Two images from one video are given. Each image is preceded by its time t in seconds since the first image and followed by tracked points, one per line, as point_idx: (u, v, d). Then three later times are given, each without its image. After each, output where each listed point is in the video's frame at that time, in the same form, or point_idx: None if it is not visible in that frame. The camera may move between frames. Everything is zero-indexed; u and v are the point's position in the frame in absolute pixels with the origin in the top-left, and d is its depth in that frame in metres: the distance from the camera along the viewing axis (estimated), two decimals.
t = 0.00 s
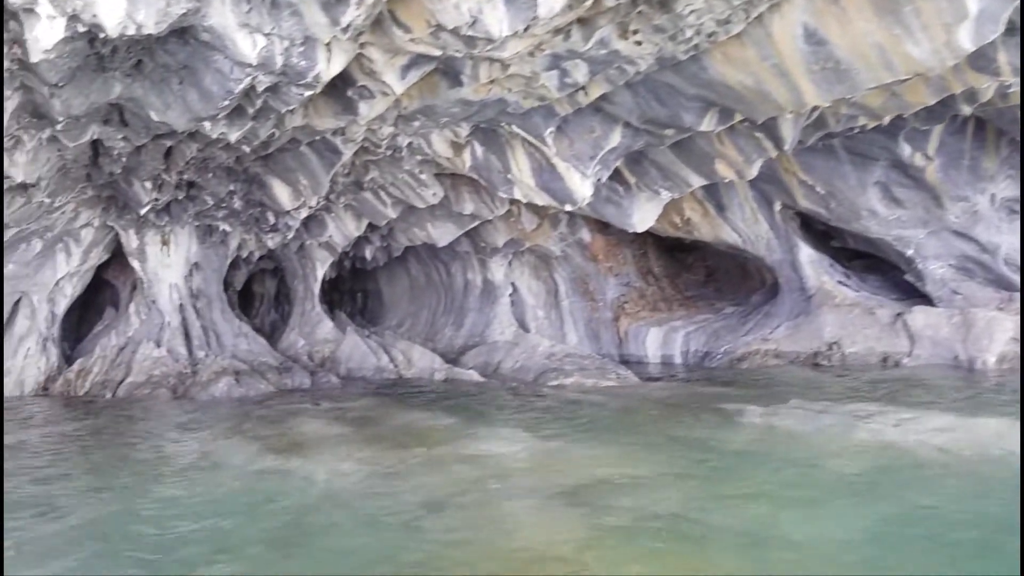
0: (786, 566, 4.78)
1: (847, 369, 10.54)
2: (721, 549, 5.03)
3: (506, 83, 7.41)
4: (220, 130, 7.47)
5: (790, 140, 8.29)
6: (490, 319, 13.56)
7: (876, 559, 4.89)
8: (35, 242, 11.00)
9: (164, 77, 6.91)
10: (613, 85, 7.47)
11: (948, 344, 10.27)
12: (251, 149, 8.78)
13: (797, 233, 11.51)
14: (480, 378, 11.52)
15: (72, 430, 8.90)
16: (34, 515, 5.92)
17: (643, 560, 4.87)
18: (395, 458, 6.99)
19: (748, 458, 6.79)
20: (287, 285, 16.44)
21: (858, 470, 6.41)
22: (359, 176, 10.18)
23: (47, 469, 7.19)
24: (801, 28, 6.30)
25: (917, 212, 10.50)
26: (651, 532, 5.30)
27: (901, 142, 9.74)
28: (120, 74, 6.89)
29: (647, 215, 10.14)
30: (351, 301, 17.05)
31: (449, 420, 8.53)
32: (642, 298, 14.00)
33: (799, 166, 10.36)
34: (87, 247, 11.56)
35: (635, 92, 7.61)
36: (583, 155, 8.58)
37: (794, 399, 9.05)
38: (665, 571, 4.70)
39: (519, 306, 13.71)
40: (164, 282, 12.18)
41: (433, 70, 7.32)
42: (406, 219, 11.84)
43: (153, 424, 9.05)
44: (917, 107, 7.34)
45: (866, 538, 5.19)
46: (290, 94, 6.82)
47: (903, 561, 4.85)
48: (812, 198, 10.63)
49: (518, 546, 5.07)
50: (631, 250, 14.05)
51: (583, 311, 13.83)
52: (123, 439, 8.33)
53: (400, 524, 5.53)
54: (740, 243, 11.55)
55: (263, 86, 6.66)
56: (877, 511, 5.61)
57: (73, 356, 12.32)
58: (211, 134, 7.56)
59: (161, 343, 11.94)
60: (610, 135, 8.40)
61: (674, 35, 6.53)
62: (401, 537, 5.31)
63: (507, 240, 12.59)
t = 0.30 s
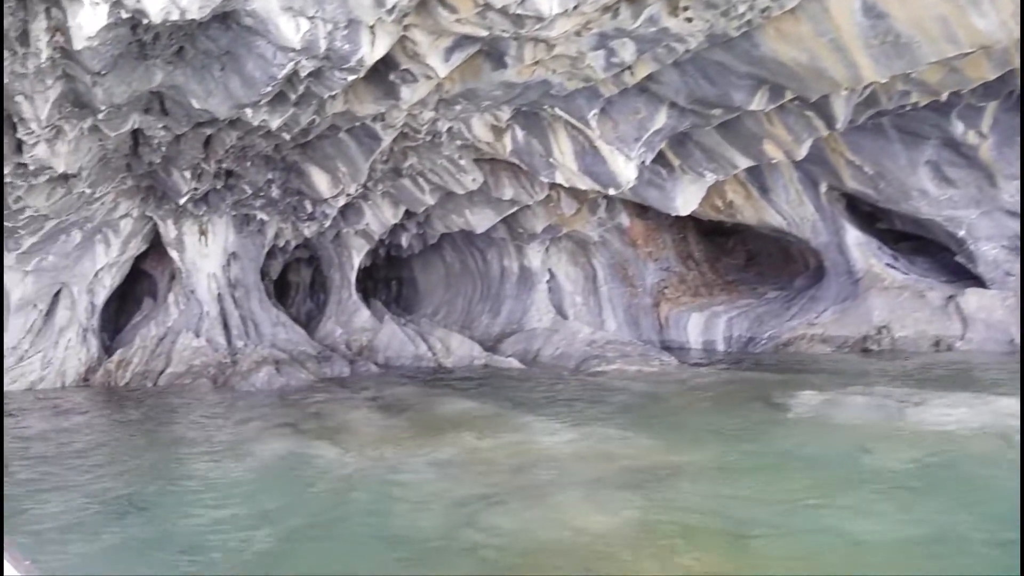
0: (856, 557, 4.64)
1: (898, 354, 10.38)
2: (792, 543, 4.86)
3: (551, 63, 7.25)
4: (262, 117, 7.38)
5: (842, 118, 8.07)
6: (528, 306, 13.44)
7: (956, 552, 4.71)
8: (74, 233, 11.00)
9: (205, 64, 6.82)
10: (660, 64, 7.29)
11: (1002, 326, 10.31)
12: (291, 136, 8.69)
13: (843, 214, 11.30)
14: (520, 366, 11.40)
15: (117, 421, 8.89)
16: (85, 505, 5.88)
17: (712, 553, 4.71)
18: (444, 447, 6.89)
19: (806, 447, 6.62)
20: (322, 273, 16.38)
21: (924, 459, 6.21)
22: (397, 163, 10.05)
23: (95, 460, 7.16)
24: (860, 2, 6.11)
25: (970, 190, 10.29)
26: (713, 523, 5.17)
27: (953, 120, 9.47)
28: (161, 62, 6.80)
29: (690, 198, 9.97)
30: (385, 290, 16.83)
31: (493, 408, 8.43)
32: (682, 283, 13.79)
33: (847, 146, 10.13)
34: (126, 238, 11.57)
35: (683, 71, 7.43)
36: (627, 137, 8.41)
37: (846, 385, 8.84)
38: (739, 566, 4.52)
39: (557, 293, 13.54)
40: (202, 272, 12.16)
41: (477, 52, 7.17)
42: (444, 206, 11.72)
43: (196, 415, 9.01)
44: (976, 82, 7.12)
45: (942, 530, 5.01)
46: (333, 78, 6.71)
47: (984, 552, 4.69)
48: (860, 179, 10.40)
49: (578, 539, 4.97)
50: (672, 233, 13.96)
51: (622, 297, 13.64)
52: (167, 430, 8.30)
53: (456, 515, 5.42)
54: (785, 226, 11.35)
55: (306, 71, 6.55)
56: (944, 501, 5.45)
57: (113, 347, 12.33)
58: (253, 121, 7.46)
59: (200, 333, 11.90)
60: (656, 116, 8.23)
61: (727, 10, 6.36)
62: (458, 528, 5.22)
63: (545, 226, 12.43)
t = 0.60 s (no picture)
0: (898, 563, 4.50)
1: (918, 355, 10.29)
2: (829, 546, 4.73)
3: (575, 54, 7.10)
4: (279, 105, 7.23)
5: (869, 113, 7.92)
6: (539, 302, 13.21)
7: (998, 557, 4.59)
8: (83, 223, 10.84)
9: (223, 50, 6.68)
10: (687, 55, 7.16)
11: None
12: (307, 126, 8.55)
13: (862, 212, 11.18)
14: (532, 362, 11.26)
15: (126, 413, 8.75)
16: (98, 497, 5.76)
17: (748, 556, 4.58)
18: (464, 445, 6.76)
19: (835, 450, 6.46)
20: (331, 267, 16.23)
21: (960, 465, 6.06)
22: (412, 155, 9.91)
23: (105, 452, 7.03)
24: None
25: (993, 189, 10.11)
26: (745, 525, 5.05)
27: (978, 117, 9.40)
28: (178, 48, 6.66)
29: (709, 193, 9.93)
30: (392, 283, 16.72)
31: (509, 405, 8.30)
32: (696, 280, 13.65)
33: (869, 142, 10.02)
34: (135, 228, 11.43)
35: (709, 63, 7.29)
36: (650, 130, 8.29)
37: (870, 386, 8.68)
38: (775, 569, 4.40)
39: (568, 289, 13.39)
40: (211, 263, 11.98)
41: (499, 41, 7.02)
42: (457, 199, 11.58)
43: (207, 408, 8.86)
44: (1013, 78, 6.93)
45: (984, 536, 4.87)
46: (354, 66, 6.56)
47: None
48: (881, 176, 10.27)
49: (607, 539, 4.85)
50: (685, 231, 13.78)
51: (635, 293, 13.53)
52: (177, 422, 8.17)
53: (481, 514, 5.29)
54: (805, 224, 11.21)
55: (327, 58, 6.41)
56: (981, 506, 5.32)
57: (120, 338, 12.19)
58: (270, 109, 7.32)
59: (208, 325, 11.73)
60: (679, 109, 8.13)
61: None
62: (483, 525, 5.11)
63: (559, 221, 12.25)
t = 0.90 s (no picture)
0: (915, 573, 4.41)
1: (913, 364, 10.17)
2: (842, 556, 4.64)
3: (576, 55, 6.99)
4: (274, 103, 7.08)
5: (871, 118, 7.87)
6: (529, 305, 13.04)
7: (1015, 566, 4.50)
8: (67, 221, 10.58)
9: (218, 46, 6.53)
10: (690, 58, 7.07)
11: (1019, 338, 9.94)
12: (300, 125, 8.39)
13: (856, 218, 11.15)
14: (525, 367, 11.12)
15: (110, 415, 8.55)
16: (86, 502, 5.58)
17: (761, 565, 4.48)
18: (461, 451, 6.61)
19: (841, 460, 6.36)
20: (318, 269, 16.02)
21: (970, 475, 5.97)
22: (406, 156, 9.79)
23: (91, 455, 6.84)
24: None
25: (989, 196, 10.10)
26: (755, 534, 4.95)
27: (975, 124, 9.38)
28: (171, 42, 6.51)
29: (704, 198, 9.86)
30: (380, 286, 16.54)
31: (503, 411, 8.17)
32: (688, 286, 13.56)
33: (865, 148, 9.99)
34: (120, 227, 11.21)
35: (712, 66, 7.21)
36: (648, 133, 8.21)
37: (867, 394, 8.61)
38: None
39: (559, 292, 13.25)
40: (198, 263, 11.77)
41: (500, 41, 6.90)
42: (449, 202, 11.45)
43: (194, 411, 8.67)
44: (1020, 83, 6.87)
45: (999, 548, 4.78)
46: (353, 64, 6.43)
47: None
48: (876, 182, 10.25)
49: (616, 547, 4.73)
50: (677, 236, 13.78)
51: (626, 298, 13.45)
52: (164, 425, 7.98)
53: (483, 522, 5.15)
54: (798, 230, 11.23)
55: (325, 55, 6.27)
56: (991, 515, 5.25)
57: (103, 339, 11.96)
58: (264, 107, 7.16)
59: (194, 326, 11.51)
60: (679, 112, 8.04)
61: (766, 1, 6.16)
62: (487, 533, 4.97)
63: (552, 225, 12.10)
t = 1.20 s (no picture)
0: None
1: (913, 373, 10.08)
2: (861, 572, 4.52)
3: (582, 57, 6.88)
4: (274, 102, 6.94)
5: (877, 126, 7.80)
6: (524, 311, 12.89)
7: None
8: (56, 221, 10.36)
9: (218, 43, 6.39)
10: (698, 61, 6.98)
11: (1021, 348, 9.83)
12: (299, 125, 8.24)
13: (855, 226, 11.09)
14: (521, 374, 10.99)
15: (99, 419, 8.35)
16: (78, 510, 5.39)
17: None
18: (464, 459, 6.47)
19: (852, 472, 6.24)
20: (308, 272, 15.82)
21: (984, 489, 5.86)
22: (404, 158, 9.65)
23: (81, 461, 6.65)
24: None
25: (990, 206, 10.06)
26: (771, 548, 4.83)
27: (978, 132, 9.32)
28: (170, 38, 6.36)
29: (705, 204, 9.77)
30: (371, 290, 16.38)
31: (503, 418, 8.03)
32: (684, 293, 13.46)
33: (867, 156, 9.94)
34: (110, 227, 10.99)
35: (719, 70, 7.12)
36: (652, 138, 8.12)
37: (870, 404, 8.51)
38: None
39: (554, 299, 13.10)
40: (189, 266, 11.57)
41: (505, 42, 6.78)
42: (446, 206, 11.32)
43: (186, 416, 8.48)
44: None
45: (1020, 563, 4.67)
46: (356, 62, 6.29)
47: None
48: (877, 190, 10.20)
49: (630, 561, 4.60)
50: (673, 242, 13.73)
51: (623, 305, 13.31)
52: (156, 430, 7.79)
53: (491, 534, 5.01)
54: (797, 238, 11.18)
55: (328, 54, 6.14)
56: (1009, 530, 5.15)
57: (90, 341, 11.73)
58: (263, 106, 7.02)
59: (184, 330, 11.32)
60: (684, 117, 7.95)
61: (778, 5, 6.07)
62: (496, 545, 4.83)
63: (549, 230, 11.98)
